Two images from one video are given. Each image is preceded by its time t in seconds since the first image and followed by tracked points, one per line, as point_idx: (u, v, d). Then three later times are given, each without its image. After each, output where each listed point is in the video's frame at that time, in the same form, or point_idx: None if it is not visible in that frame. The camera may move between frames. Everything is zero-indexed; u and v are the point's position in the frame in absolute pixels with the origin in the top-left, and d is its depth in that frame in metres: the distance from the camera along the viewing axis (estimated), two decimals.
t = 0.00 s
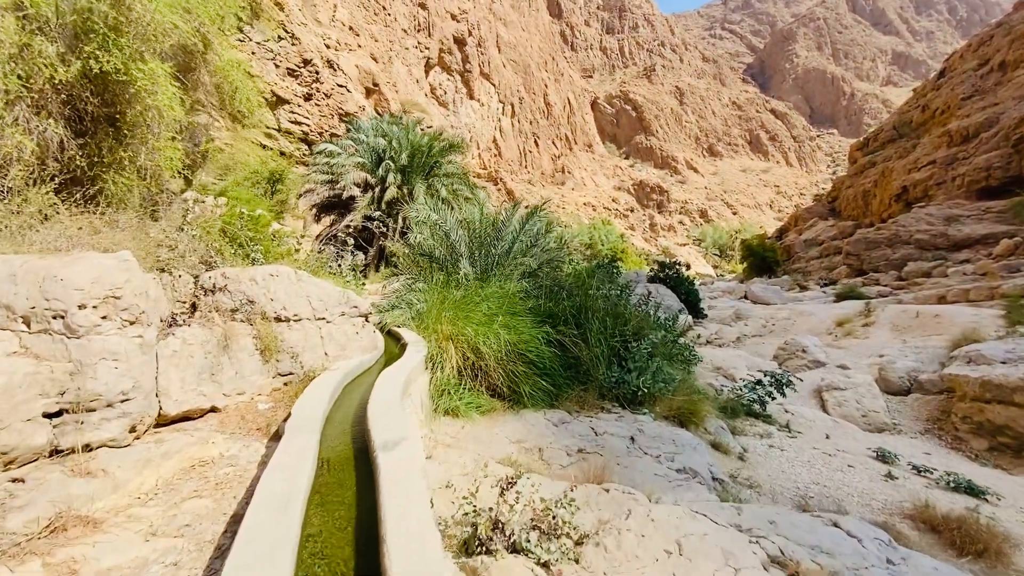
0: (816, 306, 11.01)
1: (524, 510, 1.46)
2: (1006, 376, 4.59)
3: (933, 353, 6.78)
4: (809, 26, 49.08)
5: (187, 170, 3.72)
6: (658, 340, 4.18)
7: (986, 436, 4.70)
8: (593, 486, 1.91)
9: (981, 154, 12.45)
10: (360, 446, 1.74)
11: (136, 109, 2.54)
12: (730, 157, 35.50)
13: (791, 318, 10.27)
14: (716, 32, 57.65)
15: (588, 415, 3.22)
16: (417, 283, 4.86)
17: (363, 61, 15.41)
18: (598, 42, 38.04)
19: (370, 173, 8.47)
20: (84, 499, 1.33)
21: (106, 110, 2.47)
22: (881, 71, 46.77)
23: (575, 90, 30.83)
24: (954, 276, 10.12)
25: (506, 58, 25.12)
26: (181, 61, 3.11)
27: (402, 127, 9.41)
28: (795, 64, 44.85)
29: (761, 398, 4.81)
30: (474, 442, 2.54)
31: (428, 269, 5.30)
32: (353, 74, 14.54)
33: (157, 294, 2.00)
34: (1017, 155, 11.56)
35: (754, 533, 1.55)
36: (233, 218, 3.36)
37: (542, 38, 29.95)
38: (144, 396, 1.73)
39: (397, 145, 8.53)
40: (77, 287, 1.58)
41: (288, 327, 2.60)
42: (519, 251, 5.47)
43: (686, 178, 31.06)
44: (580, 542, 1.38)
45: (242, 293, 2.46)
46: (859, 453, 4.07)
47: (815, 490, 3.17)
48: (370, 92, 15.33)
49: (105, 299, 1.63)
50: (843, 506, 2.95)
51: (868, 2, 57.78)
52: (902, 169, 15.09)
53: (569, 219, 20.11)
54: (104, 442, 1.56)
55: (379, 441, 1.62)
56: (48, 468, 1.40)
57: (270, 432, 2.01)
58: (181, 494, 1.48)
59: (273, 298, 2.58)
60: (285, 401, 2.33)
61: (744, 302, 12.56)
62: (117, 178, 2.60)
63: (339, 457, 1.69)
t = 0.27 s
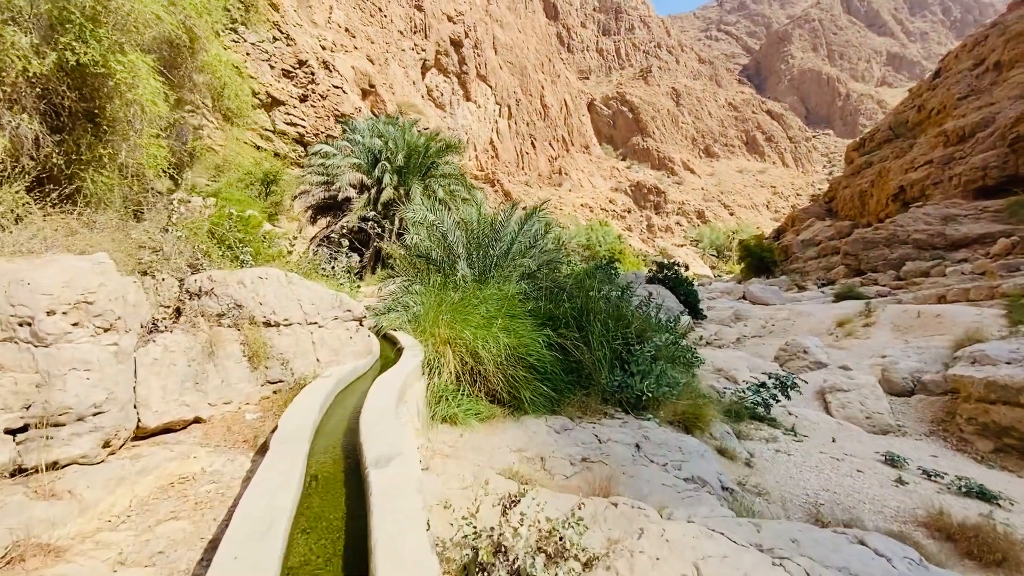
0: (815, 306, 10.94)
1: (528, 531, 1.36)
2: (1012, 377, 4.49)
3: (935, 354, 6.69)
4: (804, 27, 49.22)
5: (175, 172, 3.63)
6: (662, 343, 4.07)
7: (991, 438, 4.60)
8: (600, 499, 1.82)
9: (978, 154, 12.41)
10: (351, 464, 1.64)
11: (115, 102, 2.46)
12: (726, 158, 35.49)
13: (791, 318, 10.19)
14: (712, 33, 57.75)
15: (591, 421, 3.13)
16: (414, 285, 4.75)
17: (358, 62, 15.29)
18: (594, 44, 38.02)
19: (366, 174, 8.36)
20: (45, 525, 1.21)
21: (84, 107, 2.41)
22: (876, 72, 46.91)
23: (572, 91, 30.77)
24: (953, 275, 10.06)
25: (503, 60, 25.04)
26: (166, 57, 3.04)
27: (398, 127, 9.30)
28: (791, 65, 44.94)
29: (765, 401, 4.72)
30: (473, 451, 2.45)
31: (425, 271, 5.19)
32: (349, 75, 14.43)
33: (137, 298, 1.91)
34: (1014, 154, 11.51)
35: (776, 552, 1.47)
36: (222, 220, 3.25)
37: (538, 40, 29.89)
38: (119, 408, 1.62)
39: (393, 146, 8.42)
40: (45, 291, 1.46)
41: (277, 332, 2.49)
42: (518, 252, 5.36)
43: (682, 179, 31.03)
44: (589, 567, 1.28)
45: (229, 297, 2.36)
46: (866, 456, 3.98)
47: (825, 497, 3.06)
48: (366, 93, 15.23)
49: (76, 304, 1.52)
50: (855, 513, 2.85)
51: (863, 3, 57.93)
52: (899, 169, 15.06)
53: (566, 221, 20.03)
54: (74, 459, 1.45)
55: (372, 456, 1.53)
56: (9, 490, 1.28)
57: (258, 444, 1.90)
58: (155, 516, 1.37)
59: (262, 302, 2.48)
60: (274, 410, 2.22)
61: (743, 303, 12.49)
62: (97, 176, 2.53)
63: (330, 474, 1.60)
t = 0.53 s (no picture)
0: (809, 307, 10.92)
1: (533, 560, 1.26)
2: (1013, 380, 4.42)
3: (933, 356, 6.65)
4: (795, 31, 49.61)
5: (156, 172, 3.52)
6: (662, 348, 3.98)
7: (992, 441, 4.53)
8: (605, 518, 1.71)
9: (970, 156, 12.43)
10: (338, 486, 1.53)
11: (88, 98, 2.37)
12: (719, 160, 35.62)
13: (786, 320, 10.15)
14: (704, 37, 58.09)
15: (591, 429, 3.02)
16: (408, 289, 4.64)
17: (352, 65, 15.17)
18: (587, 47, 38.07)
19: (358, 176, 8.24)
20: None
21: (56, 104, 2.32)
22: (866, 75, 47.34)
23: (566, 94, 30.77)
24: (946, 276, 10.06)
25: (497, 62, 24.99)
26: (149, 56, 3.01)
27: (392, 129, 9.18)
28: (782, 69, 45.26)
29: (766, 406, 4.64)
30: (469, 464, 2.33)
31: (419, 274, 5.08)
32: (342, 77, 14.30)
33: (110, 307, 1.80)
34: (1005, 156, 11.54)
35: None
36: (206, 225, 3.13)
37: (532, 43, 29.88)
38: (87, 427, 1.50)
39: (386, 147, 8.30)
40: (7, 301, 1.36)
41: (263, 341, 2.38)
42: (514, 255, 5.26)
43: (676, 181, 31.11)
44: None
45: (212, 304, 2.24)
46: (870, 462, 3.89)
47: (833, 506, 2.96)
48: (359, 95, 15.10)
49: (39, 315, 1.42)
50: (864, 523, 2.75)
51: (853, 7, 58.47)
52: (891, 171, 15.10)
53: (561, 223, 19.96)
54: (34, 484, 1.33)
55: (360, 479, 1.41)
56: None
57: (240, 462, 1.78)
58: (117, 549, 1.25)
59: (248, 309, 2.36)
60: (259, 425, 2.10)
61: (738, 305, 12.46)
62: (71, 177, 2.43)
63: (315, 498, 1.48)
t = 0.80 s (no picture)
0: (800, 309, 10.93)
1: None
2: (1008, 381, 4.38)
3: (925, 358, 6.63)
4: (782, 37, 50.22)
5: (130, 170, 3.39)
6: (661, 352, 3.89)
7: (987, 443, 4.49)
8: (612, 536, 1.61)
9: (956, 159, 12.52)
10: (324, 510, 1.41)
11: (56, 90, 2.31)
12: (709, 164, 35.86)
13: (777, 322, 10.14)
14: (693, 42, 58.60)
15: (590, 438, 2.92)
16: (398, 293, 4.52)
17: (341, 66, 15.01)
18: (577, 51, 38.13)
19: (348, 178, 8.08)
20: None
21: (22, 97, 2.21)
22: (851, 81, 48.02)
23: (556, 98, 30.81)
24: (934, 279, 10.11)
25: (487, 66, 24.94)
26: (125, 50, 3.05)
27: (383, 130, 9.04)
28: (770, 74, 45.76)
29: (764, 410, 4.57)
30: (465, 477, 2.22)
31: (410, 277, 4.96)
32: (331, 79, 14.14)
33: (76, 312, 1.68)
34: (991, 159, 11.62)
35: None
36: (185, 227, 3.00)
37: (523, 47, 29.90)
38: (46, 444, 1.39)
39: (377, 148, 8.16)
40: None
41: (245, 347, 2.25)
42: (507, 257, 5.15)
43: (666, 185, 31.25)
44: None
45: (190, 309, 2.11)
46: (871, 468, 3.82)
47: (837, 514, 2.88)
48: (349, 98, 14.95)
49: None
50: (870, 532, 2.67)
51: (838, 14, 59.38)
52: (879, 174, 15.22)
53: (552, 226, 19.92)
54: None
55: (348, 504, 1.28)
56: None
57: (218, 480, 1.68)
58: None
59: (228, 315, 2.23)
60: (240, 438, 1.98)
61: (730, 307, 12.46)
62: (37, 173, 2.30)
63: (298, 524, 1.37)
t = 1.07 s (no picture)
0: (788, 313, 10.96)
1: None
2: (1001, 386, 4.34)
3: (915, 362, 6.63)
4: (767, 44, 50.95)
5: (103, 168, 3.24)
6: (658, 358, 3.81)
7: (981, 448, 4.44)
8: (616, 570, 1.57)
9: (939, 165, 12.66)
10: (305, 542, 1.30)
11: (20, 81, 2.22)
12: (696, 169, 36.16)
13: (766, 326, 10.15)
14: (679, 48, 59.23)
15: (587, 449, 2.82)
16: (387, 298, 4.38)
17: (329, 68, 14.82)
18: (566, 56, 38.20)
19: (335, 180, 7.91)
20: None
21: None
22: (834, 88, 48.85)
23: (545, 102, 30.85)
24: (919, 283, 10.18)
25: (477, 69, 24.88)
26: (97, 40, 3.10)
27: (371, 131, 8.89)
28: (755, 80, 46.36)
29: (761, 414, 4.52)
30: (458, 493, 2.10)
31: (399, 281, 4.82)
32: (319, 80, 13.95)
33: (33, 321, 1.55)
34: (973, 165, 11.74)
35: None
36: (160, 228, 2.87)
37: (512, 51, 29.92)
38: None
39: (365, 150, 8.03)
40: None
41: (224, 357, 2.12)
42: (500, 261, 5.04)
43: (654, 189, 31.42)
44: None
45: (164, 317, 1.97)
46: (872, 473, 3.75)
47: (840, 525, 2.77)
48: (337, 99, 14.76)
49: None
50: (873, 542, 2.57)
51: (821, 21, 60.33)
52: (864, 179, 15.38)
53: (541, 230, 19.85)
54: None
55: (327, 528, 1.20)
56: None
57: (191, 503, 1.56)
58: None
59: (206, 322, 2.10)
60: (216, 457, 1.85)
61: (719, 311, 12.48)
62: None
63: (277, 559, 1.26)
